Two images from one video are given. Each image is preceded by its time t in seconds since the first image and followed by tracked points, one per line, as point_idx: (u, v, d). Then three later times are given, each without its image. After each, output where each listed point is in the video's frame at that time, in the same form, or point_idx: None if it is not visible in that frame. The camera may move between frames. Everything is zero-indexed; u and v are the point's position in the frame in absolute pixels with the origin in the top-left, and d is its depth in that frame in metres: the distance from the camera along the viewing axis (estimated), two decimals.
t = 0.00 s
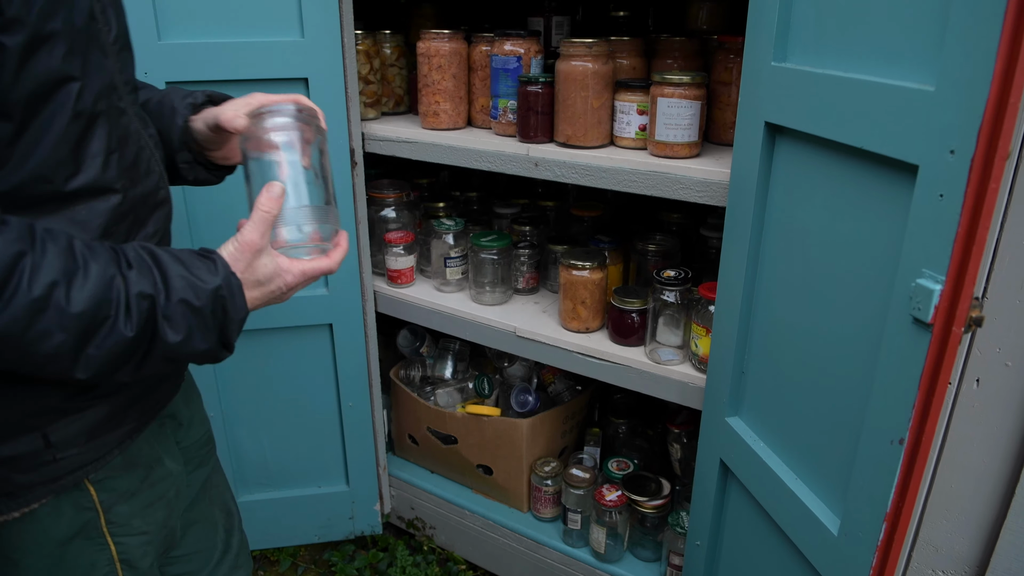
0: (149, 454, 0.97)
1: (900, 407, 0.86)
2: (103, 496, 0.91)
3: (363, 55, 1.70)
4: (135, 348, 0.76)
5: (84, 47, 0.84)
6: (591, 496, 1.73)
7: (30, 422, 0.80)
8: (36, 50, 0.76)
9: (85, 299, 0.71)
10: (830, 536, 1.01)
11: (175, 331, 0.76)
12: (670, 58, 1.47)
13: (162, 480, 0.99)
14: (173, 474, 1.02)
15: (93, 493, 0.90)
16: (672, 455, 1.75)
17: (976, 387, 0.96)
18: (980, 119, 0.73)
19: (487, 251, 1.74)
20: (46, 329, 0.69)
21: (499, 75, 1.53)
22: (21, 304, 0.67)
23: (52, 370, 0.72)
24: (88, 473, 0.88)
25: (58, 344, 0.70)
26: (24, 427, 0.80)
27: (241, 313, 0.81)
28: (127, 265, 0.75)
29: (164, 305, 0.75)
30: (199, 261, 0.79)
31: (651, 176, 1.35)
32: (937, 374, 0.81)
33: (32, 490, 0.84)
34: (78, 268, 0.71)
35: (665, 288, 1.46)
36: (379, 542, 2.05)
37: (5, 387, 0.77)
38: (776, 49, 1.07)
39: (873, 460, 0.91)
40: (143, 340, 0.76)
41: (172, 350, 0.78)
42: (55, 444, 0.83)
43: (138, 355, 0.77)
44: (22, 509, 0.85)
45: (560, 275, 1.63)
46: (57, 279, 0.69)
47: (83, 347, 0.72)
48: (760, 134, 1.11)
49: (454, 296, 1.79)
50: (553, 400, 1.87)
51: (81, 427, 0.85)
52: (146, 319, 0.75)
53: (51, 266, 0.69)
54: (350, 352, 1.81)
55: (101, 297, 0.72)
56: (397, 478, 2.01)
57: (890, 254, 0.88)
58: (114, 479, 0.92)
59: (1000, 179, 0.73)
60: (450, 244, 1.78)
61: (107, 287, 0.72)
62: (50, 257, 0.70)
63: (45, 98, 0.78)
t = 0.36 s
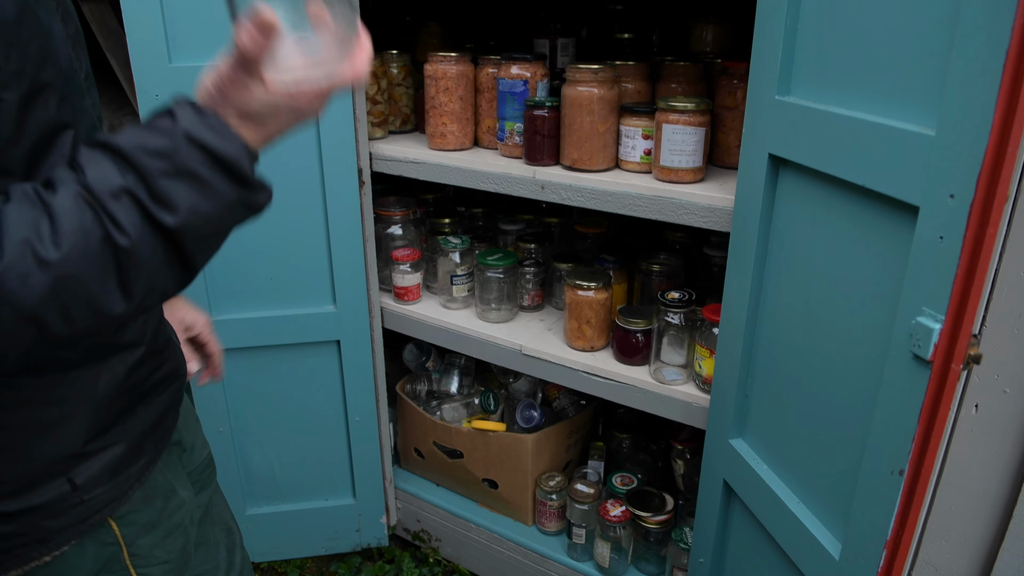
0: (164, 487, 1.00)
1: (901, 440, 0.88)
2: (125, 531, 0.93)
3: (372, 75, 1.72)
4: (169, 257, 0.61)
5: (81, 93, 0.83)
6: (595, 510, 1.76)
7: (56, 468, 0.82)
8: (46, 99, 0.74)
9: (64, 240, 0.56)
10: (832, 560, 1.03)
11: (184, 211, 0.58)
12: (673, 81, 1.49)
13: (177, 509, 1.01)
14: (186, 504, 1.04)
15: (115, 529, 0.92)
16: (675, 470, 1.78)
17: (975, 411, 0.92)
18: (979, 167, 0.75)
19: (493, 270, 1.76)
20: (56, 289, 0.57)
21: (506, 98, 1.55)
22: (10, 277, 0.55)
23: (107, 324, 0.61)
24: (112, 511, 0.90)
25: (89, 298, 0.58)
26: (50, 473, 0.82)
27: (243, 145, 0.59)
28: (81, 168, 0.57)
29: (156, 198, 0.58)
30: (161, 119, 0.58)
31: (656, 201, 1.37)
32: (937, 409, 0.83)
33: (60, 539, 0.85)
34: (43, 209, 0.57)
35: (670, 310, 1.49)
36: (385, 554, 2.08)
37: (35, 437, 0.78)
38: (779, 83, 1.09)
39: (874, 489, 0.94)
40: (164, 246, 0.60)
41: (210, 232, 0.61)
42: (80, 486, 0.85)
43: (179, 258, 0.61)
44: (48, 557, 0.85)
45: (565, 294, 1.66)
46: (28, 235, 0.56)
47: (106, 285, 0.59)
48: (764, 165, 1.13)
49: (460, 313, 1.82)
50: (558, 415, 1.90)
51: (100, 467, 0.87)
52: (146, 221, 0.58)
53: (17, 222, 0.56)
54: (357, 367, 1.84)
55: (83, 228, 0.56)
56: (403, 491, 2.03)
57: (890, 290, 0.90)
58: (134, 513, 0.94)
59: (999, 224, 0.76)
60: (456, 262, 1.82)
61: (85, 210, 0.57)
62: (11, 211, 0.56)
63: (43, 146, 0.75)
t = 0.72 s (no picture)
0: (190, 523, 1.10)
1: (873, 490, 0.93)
2: (158, 569, 1.04)
3: (377, 113, 1.77)
4: (188, 307, 0.68)
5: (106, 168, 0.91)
6: (592, 536, 1.82)
7: (96, 516, 0.94)
8: (75, 181, 0.83)
9: (94, 307, 0.63)
10: None
11: (196, 262, 0.66)
12: (668, 123, 1.54)
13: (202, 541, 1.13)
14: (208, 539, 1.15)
15: (147, 568, 1.03)
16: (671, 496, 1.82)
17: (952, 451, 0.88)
18: (940, 241, 0.79)
19: (494, 301, 1.81)
20: (94, 352, 0.64)
21: (506, 138, 1.61)
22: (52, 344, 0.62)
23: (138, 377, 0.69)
24: (145, 552, 1.01)
25: (120, 357, 0.66)
26: (92, 521, 0.94)
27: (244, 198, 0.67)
28: (97, 234, 0.65)
29: (167, 253, 0.65)
30: (164, 180, 0.66)
31: (649, 243, 1.42)
32: (903, 463, 0.88)
33: None
34: (69, 280, 0.64)
35: (663, 346, 1.52)
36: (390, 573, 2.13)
37: (75, 489, 0.90)
38: (763, 139, 1.13)
39: (848, 534, 0.99)
40: (181, 297, 0.67)
41: (220, 280, 0.68)
42: (116, 531, 0.96)
43: (195, 307, 0.69)
44: None
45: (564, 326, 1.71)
46: (61, 306, 0.63)
47: (135, 342, 0.66)
48: (749, 216, 1.18)
49: (463, 341, 1.87)
50: (557, 440, 1.95)
51: (133, 512, 0.98)
52: (162, 277, 0.65)
53: (50, 294, 0.63)
54: (363, 393, 1.90)
55: (108, 293, 0.64)
56: (408, 511, 2.09)
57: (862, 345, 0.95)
58: (165, 553, 1.05)
59: (959, 294, 0.80)
60: (459, 293, 1.88)
61: (107, 275, 0.64)
62: (42, 285, 0.64)
63: (74, 223, 0.84)
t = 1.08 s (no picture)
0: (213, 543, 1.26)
1: (829, 547, 0.98)
2: None
3: (401, 154, 1.88)
4: (205, 366, 0.79)
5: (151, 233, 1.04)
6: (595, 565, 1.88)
7: (126, 537, 1.05)
8: (121, 249, 0.96)
9: (127, 364, 0.75)
10: None
11: (214, 326, 0.77)
12: (673, 172, 1.59)
13: (223, 559, 1.27)
14: (228, 555, 1.30)
15: None
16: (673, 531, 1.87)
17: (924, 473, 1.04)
18: (885, 319, 0.85)
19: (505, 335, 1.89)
20: (124, 405, 0.75)
21: (517, 183, 1.69)
22: (89, 397, 0.74)
23: (160, 427, 0.80)
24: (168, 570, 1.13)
25: (146, 409, 0.77)
26: (121, 542, 1.05)
27: (258, 272, 0.78)
28: (132, 301, 0.77)
29: (190, 319, 0.77)
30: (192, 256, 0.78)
31: (647, 290, 1.49)
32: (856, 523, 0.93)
33: None
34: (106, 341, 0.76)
35: (661, 389, 1.58)
36: None
37: (109, 511, 1.02)
38: (745, 203, 1.19)
39: None
40: (199, 358, 0.78)
41: (234, 343, 0.79)
42: (143, 551, 1.08)
43: (213, 364, 0.80)
44: None
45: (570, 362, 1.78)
46: (98, 363, 0.75)
47: (160, 394, 0.78)
48: (732, 273, 1.23)
49: (477, 371, 1.96)
50: (566, 470, 2.01)
51: (160, 534, 1.10)
52: (184, 340, 0.77)
53: (88, 353, 0.75)
54: (382, 417, 2.00)
55: (139, 353, 0.75)
56: (423, 530, 2.18)
57: (822, 407, 1.00)
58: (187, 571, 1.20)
59: (904, 369, 0.85)
60: (474, 325, 1.97)
61: (140, 338, 0.76)
62: (83, 344, 0.75)
63: (118, 284, 0.97)
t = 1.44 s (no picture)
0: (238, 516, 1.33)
1: (792, 558, 1.00)
2: (203, 546, 1.26)
3: (430, 159, 1.96)
4: (213, 444, 1.00)
5: (208, 236, 1.15)
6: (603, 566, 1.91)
7: (158, 493, 1.17)
8: (173, 249, 1.07)
9: (170, 410, 0.95)
10: None
11: (238, 430, 1.00)
12: (686, 185, 1.62)
13: (246, 531, 1.36)
14: (251, 528, 1.38)
15: (195, 544, 1.25)
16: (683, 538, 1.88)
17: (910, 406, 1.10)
18: (838, 337, 0.86)
19: (524, 336, 1.95)
20: (147, 440, 0.94)
21: (535, 191, 1.76)
22: (129, 418, 0.92)
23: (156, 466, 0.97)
24: (192, 532, 1.23)
25: (151, 452, 0.95)
26: (151, 498, 1.16)
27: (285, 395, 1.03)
28: (203, 383, 1.00)
29: (227, 403, 1.00)
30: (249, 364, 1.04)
31: (651, 298, 1.51)
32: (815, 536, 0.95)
33: (149, 545, 1.19)
34: (167, 392, 0.96)
35: (664, 398, 1.60)
36: None
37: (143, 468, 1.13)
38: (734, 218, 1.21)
39: None
40: (216, 436, 0.99)
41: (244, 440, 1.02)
42: (170, 510, 1.19)
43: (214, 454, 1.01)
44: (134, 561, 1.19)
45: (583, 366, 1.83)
46: (152, 405, 0.94)
47: (171, 451, 0.97)
48: (723, 286, 1.26)
49: (497, 371, 2.03)
50: (581, 470, 2.05)
51: (189, 497, 1.20)
52: (216, 414, 0.99)
53: (151, 393, 0.94)
54: (406, 410, 2.09)
55: (182, 406, 0.96)
56: (444, 521, 2.26)
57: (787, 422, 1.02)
58: (211, 535, 1.27)
59: (858, 387, 0.87)
60: (495, 326, 2.04)
61: (184, 394, 0.97)
62: (152, 384, 0.96)
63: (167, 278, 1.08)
